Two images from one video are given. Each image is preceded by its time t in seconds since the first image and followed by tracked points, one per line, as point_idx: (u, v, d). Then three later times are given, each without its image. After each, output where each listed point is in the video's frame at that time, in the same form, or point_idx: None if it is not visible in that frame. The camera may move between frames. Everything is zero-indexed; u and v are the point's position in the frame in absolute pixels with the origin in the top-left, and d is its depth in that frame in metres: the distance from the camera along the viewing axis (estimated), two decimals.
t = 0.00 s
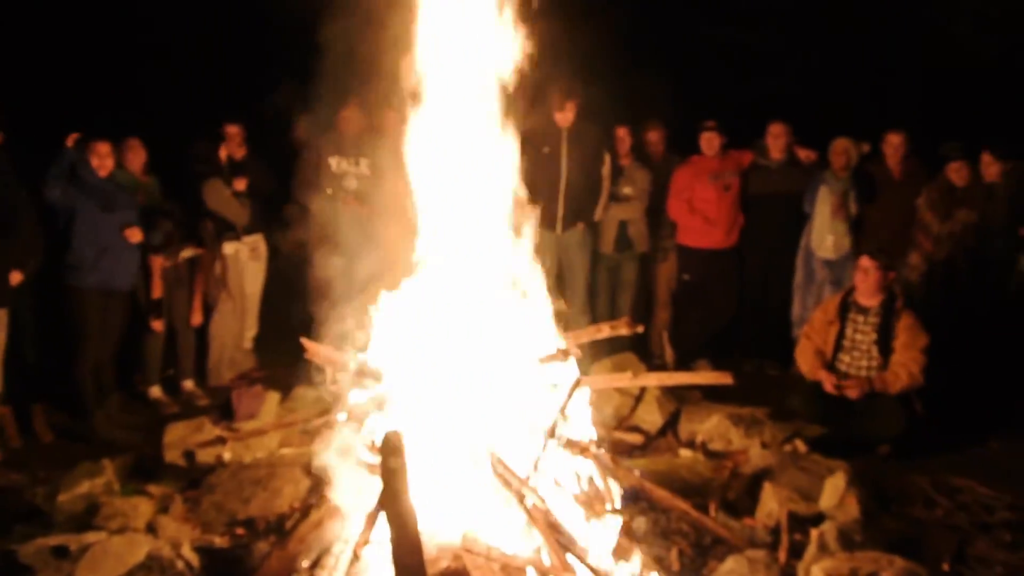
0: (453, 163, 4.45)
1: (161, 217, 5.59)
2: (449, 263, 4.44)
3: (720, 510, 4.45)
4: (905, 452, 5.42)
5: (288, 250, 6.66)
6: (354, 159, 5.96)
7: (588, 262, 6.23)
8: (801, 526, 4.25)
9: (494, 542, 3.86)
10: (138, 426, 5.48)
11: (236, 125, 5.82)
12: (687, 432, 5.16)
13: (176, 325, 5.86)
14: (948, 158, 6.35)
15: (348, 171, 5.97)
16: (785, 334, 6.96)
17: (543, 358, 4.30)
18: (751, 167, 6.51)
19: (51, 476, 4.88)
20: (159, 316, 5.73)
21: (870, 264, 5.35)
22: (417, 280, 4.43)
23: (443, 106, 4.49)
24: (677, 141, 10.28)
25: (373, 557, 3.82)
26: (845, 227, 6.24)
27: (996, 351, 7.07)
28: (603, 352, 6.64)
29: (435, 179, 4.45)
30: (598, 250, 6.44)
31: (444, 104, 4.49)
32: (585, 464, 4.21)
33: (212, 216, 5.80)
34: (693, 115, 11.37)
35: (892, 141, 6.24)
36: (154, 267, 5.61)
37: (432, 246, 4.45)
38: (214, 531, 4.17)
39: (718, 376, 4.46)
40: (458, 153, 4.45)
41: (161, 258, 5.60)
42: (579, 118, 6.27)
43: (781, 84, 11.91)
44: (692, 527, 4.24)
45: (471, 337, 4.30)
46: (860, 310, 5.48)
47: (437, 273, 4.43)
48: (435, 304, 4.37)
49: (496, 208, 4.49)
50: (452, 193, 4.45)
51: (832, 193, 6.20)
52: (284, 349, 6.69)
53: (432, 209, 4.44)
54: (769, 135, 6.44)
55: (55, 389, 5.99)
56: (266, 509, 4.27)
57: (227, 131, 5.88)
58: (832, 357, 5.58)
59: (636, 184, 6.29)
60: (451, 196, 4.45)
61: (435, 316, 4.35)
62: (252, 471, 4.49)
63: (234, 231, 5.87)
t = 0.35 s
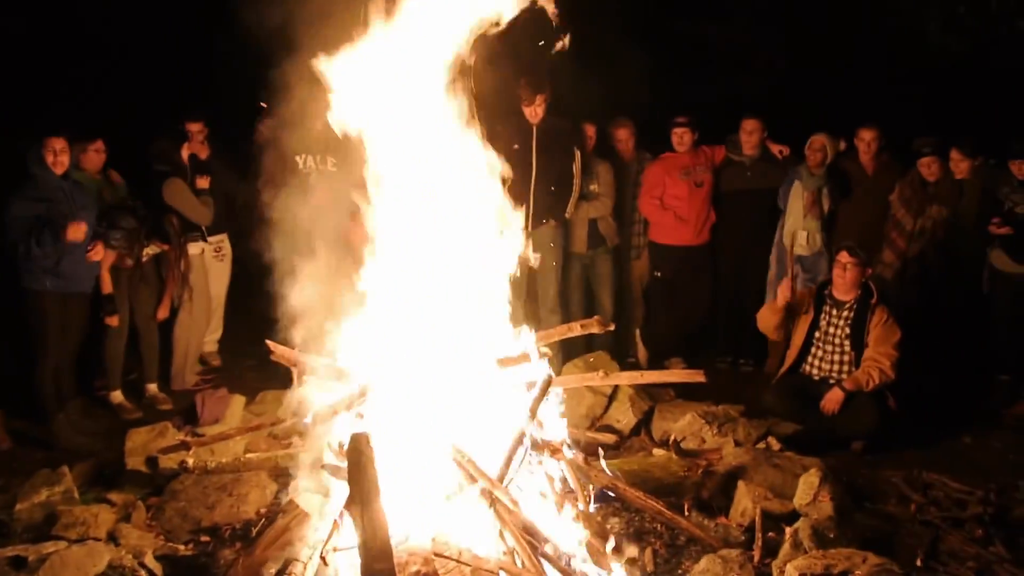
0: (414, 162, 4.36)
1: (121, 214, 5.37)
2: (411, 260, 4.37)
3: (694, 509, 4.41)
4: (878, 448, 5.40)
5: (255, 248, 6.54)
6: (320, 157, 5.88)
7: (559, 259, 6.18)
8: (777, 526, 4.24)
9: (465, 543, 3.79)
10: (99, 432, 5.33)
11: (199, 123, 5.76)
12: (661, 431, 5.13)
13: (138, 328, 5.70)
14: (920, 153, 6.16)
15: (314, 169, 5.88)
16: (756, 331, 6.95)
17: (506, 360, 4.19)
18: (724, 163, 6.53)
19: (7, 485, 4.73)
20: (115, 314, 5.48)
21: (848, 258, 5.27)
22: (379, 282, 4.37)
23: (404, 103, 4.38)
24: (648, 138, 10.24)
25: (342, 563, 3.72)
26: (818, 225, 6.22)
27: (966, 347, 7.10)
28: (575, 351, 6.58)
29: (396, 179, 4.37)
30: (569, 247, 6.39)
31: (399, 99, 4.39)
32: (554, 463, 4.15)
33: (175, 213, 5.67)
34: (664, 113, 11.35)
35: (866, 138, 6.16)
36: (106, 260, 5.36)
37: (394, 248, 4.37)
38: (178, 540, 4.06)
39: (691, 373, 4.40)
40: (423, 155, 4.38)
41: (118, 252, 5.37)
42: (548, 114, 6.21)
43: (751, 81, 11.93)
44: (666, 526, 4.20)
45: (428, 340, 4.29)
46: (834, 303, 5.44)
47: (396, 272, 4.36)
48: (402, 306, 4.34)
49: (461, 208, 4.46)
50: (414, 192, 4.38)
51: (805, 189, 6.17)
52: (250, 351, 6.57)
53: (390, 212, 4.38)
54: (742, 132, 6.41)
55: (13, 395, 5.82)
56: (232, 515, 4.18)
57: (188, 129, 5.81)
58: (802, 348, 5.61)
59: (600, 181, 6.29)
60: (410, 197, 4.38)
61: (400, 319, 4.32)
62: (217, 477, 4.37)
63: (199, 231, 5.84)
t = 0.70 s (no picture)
0: (418, 164, 4.43)
1: (95, 220, 5.30)
2: (401, 258, 4.34)
3: (676, 509, 4.41)
4: (857, 447, 5.42)
5: (232, 250, 6.47)
6: (297, 158, 5.89)
7: (538, 260, 6.13)
8: (758, 525, 4.22)
9: (445, 549, 3.73)
10: (72, 438, 5.25)
11: (173, 123, 5.68)
12: (642, 431, 5.11)
13: (111, 331, 5.61)
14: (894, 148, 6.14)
15: (291, 171, 5.88)
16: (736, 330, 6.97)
17: (489, 361, 4.16)
18: (704, 162, 6.55)
19: None
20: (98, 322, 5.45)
21: (828, 256, 5.24)
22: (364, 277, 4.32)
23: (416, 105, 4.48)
24: (627, 138, 10.23)
25: (320, 568, 3.65)
26: (798, 224, 6.24)
27: (944, 346, 7.14)
28: (555, 353, 6.56)
29: (394, 176, 4.39)
30: (549, 249, 6.39)
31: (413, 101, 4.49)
32: (535, 466, 4.12)
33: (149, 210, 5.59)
34: (643, 113, 11.36)
35: (843, 136, 6.24)
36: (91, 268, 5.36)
37: (385, 245, 4.35)
38: (154, 547, 4.00)
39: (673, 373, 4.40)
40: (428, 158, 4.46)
41: (100, 259, 5.33)
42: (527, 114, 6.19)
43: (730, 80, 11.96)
44: (648, 526, 4.20)
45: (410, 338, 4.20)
46: (816, 302, 5.45)
47: (384, 268, 4.33)
48: (388, 303, 4.27)
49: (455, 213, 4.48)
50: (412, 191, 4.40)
51: (785, 189, 6.19)
52: (227, 354, 6.51)
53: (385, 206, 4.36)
54: (724, 131, 6.40)
55: None
56: (209, 521, 4.13)
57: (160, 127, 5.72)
58: (784, 348, 5.59)
59: (586, 180, 6.23)
60: (408, 195, 4.39)
61: (384, 316, 4.24)
62: (193, 482, 4.31)
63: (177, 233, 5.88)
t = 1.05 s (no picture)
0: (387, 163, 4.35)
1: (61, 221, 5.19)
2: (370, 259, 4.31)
3: (651, 511, 4.42)
4: (830, 447, 5.46)
5: (204, 256, 6.43)
6: (270, 162, 5.89)
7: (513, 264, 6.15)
8: (733, 526, 4.25)
9: (420, 552, 3.73)
10: (41, 446, 5.18)
11: (144, 128, 5.70)
12: (617, 434, 5.15)
13: (82, 335, 5.55)
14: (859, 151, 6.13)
15: (263, 175, 5.87)
16: (710, 332, 7.02)
17: (460, 365, 4.21)
18: (677, 166, 6.60)
19: None
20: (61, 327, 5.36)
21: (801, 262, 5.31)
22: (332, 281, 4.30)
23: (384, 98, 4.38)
24: (602, 142, 10.28)
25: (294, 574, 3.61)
26: (769, 225, 6.32)
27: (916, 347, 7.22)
28: (531, 356, 6.57)
29: (359, 171, 4.31)
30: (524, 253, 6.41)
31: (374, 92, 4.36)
32: (509, 469, 4.13)
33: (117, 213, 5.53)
34: (618, 116, 11.41)
35: (812, 139, 6.28)
36: (56, 269, 5.22)
37: (354, 243, 4.30)
38: (125, 556, 3.95)
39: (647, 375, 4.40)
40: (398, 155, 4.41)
41: (65, 260, 5.20)
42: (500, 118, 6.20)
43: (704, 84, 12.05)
44: (622, 529, 4.19)
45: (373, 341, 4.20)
46: (787, 304, 5.52)
47: (349, 267, 4.29)
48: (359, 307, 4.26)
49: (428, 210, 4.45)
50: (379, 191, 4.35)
51: (756, 191, 6.29)
52: (201, 361, 6.46)
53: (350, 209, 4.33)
54: (695, 134, 6.45)
55: None
56: (182, 530, 4.07)
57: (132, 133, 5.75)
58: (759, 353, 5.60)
59: (568, 184, 6.26)
60: (379, 192, 4.34)
61: (353, 317, 4.24)
62: (166, 490, 4.26)
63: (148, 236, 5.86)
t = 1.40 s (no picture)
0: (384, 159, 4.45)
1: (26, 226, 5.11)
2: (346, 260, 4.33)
3: (625, 509, 4.43)
4: (801, 443, 5.52)
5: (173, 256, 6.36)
6: (240, 162, 5.81)
7: (486, 264, 6.15)
8: (706, 523, 4.28)
9: (393, 554, 3.69)
10: (7, 452, 5.09)
11: (112, 131, 5.54)
12: (590, 433, 5.18)
13: (49, 338, 5.47)
14: (825, 154, 6.19)
15: (233, 175, 5.80)
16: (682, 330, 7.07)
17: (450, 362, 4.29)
18: (647, 166, 6.63)
19: None
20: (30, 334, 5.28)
21: (765, 256, 5.26)
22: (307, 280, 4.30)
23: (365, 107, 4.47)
24: (573, 142, 10.30)
25: None
26: (735, 224, 6.37)
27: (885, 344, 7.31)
28: (504, 356, 6.58)
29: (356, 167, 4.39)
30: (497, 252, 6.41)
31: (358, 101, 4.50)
32: (484, 469, 4.14)
33: (83, 214, 5.46)
34: (589, 116, 11.44)
35: (777, 140, 6.35)
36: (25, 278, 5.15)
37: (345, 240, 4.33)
38: (95, 562, 3.89)
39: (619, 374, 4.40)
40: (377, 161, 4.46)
41: (32, 267, 5.15)
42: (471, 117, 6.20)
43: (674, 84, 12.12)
44: (596, 527, 4.21)
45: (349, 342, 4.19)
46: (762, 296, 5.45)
47: (327, 265, 4.30)
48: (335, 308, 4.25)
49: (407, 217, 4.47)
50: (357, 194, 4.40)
51: (722, 190, 6.33)
52: (170, 363, 6.39)
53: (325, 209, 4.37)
54: (664, 134, 6.48)
55: None
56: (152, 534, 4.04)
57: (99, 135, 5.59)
58: (735, 353, 5.52)
59: (545, 184, 6.25)
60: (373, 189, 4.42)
61: (330, 317, 4.22)
62: (136, 496, 4.24)
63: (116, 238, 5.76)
